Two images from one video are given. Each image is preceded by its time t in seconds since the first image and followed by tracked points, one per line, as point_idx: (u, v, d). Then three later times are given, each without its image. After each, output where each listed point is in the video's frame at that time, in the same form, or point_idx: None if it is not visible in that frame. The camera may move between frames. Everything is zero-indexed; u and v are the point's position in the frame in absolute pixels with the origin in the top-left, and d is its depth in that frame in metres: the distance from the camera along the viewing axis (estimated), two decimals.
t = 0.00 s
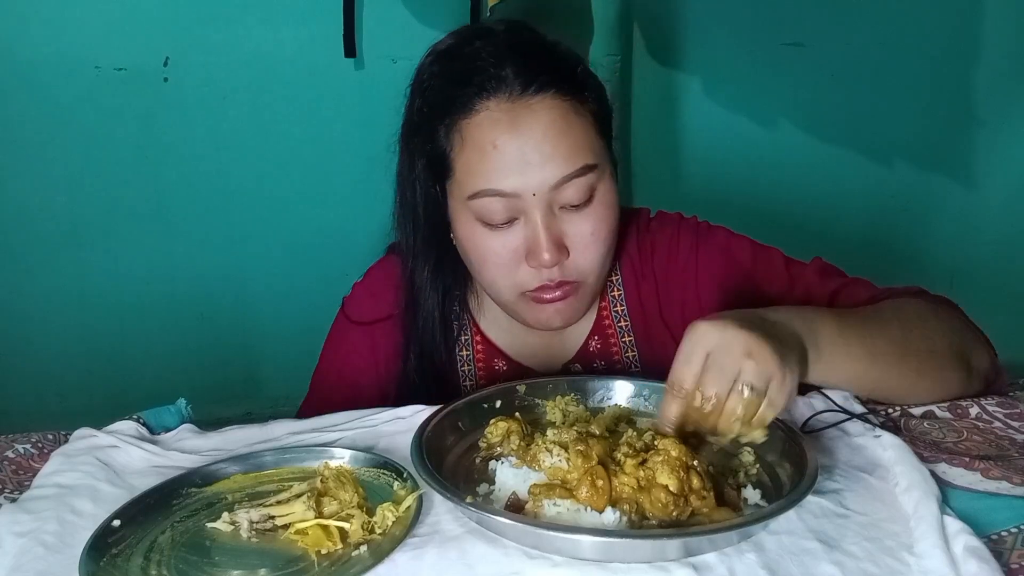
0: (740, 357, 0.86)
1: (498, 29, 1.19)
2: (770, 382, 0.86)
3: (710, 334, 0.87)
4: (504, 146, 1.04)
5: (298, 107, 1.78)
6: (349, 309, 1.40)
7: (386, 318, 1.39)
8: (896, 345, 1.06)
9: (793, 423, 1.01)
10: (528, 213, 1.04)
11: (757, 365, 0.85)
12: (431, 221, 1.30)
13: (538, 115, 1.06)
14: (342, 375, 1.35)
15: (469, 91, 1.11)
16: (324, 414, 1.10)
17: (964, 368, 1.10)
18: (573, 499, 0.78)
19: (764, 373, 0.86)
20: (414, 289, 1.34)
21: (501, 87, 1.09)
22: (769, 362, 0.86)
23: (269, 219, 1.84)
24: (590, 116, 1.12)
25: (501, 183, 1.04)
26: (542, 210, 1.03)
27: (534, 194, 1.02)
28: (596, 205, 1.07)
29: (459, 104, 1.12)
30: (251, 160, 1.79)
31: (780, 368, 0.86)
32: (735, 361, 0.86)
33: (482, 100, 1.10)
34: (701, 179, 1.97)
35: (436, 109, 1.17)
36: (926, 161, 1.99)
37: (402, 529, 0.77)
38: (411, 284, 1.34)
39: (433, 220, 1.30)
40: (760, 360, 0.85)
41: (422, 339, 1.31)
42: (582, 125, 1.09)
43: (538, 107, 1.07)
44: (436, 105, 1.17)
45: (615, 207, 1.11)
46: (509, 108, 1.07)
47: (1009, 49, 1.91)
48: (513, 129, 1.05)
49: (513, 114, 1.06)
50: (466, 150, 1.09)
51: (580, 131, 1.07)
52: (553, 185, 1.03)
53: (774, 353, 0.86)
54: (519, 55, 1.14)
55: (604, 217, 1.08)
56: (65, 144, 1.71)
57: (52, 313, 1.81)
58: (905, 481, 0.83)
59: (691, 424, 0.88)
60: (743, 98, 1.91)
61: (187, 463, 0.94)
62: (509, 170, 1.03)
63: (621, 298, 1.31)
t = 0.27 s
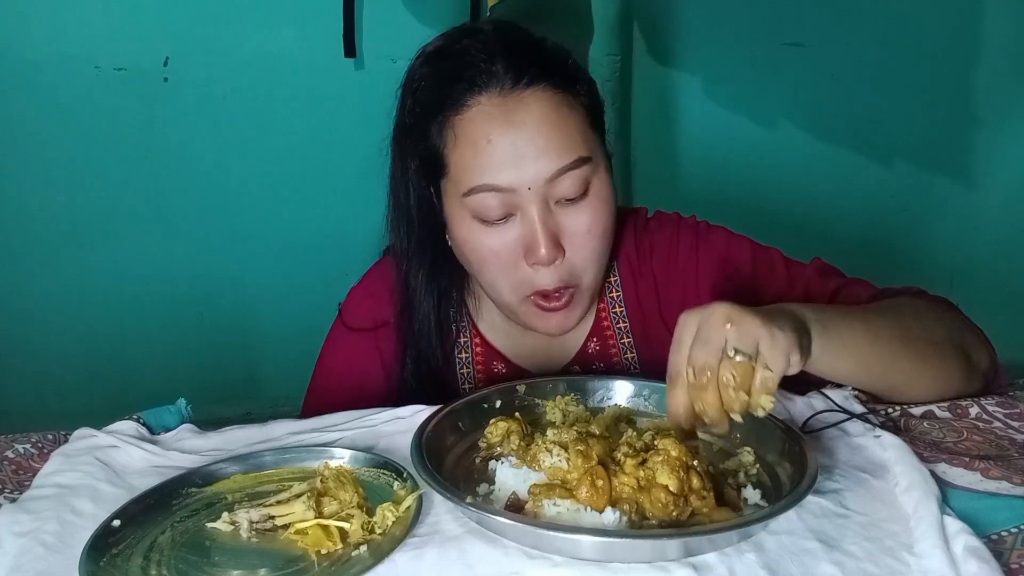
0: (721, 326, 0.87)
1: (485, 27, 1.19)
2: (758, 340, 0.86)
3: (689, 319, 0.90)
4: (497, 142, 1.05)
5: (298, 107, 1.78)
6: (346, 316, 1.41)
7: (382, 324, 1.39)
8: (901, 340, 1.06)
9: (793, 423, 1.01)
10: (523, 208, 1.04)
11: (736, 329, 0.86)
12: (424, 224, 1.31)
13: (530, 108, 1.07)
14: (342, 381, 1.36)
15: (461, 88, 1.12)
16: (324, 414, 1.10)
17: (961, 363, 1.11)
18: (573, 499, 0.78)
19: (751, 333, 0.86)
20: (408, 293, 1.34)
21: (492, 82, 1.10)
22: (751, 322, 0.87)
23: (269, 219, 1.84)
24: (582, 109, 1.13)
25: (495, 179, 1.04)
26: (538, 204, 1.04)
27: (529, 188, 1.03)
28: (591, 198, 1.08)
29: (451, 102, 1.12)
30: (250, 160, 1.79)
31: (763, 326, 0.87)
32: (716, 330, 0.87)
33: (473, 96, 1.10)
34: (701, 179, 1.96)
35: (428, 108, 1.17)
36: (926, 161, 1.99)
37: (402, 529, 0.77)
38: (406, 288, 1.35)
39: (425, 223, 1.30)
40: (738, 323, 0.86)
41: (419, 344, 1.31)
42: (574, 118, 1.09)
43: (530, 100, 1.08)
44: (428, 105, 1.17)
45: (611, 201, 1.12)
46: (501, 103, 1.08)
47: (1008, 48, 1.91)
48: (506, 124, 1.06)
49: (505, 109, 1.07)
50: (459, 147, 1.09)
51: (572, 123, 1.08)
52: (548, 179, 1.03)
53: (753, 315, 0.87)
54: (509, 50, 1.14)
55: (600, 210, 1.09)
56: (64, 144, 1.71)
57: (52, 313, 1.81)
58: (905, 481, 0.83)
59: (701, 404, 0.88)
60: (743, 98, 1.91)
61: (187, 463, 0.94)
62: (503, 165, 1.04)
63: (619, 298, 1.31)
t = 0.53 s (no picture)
0: (745, 291, 0.86)
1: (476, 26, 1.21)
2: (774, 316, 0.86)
3: (713, 277, 0.90)
4: (491, 131, 1.06)
5: (298, 107, 1.78)
6: (342, 319, 1.41)
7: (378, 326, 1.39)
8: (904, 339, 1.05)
9: (793, 423, 1.01)
10: (519, 196, 1.04)
11: (759, 295, 0.86)
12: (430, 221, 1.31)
13: (525, 97, 1.08)
14: (339, 384, 1.36)
15: (454, 81, 1.13)
16: (324, 414, 1.10)
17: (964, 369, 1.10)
18: (573, 499, 0.78)
19: (771, 306, 0.86)
20: (402, 294, 1.33)
21: (485, 74, 1.11)
22: (774, 297, 0.86)
23: (269, 220, 1.84)
24: (576, 99, 1.14)
25: (490, 167, 1.05)
26: (534, 192, 1.04)
27: (526, 175, 1.04)
28: (588, 186, 1.09)
29: (445, 96, 1.13)
30: (250, 160, 1.79)
31: (785, 306, 0.86)
32: (739, 291, 0.86)
33: (467, 89, 1.12)
34: (701, 179, 1.96)
35: (422, 102, 1.19)
36: (926, 161, 1.99)
37: (402, 529, 0.77)
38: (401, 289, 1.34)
39: (428, 219, 1.31)
40: (762, 292, 0.86)
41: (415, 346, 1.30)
42: (568, 106, 1.11)
43: (525, 89, 1.09)
44: (422, 100, 1.18)
45: (608, 191, 1.13)
46: (495, 92, 1.09)
47: (1008, 48, 1.91)
48: (500, 113, 1.07)
49: (498, 99, 1.08)
50: (455, 137, 1.10)
51: (566, 111, 1.09)
52: (544, 166, 1.04)
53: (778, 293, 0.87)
54: (501, 44, 1.16)
55: (597, 198, 1.09)
56: (64, 144, 1.71)
57: (52, 313, 1.81)
58: (905, 481, 0.83)
59: (698, 352, 0.83)
60: (742, 99, 1.91)
61: (187, 463, 0.94)
62: (498, 153, 1.05)
63: (617, 300, 1.31)
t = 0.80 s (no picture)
0: (757, 304, 0.83)
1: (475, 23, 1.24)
2: (769, 340, 0.83)
3: (740, 271, 0.83)
4: (490, 118, 1.08)
5: (298, 108, 1.78)
6: (340, 316, 1.41)
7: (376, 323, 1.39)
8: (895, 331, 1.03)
9: (793, 424, 1.01)
10: (518, 183, 1.06)
11: (767, 317, 0.83)
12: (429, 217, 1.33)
13: (524, 85, 1.10)
14: (337, 381, 1.36)
15: (453, 71, 1.15)
16: (324, 414, 1.10)
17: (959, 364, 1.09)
18: (573, 499, 0.78)
19: (772, 329, 0.83)
20: (398, 290, 1.34)
21: (484, 65, 1.14)
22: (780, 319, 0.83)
23: (269, 219, 1.84)
24: (573, 89, 1.16)
25: (490, 154, 1.07)
26: (533, 179, 1.06)
27: (525, 162, 1.05)
28: (586, 175, 1.10)
29: (445, 89, 1.15)
30: (250, 160, 1.79)
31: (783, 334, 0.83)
32: (751, 301, 0.83)
33: (467, 80, 1.14)
34: (701, 178, 1.96)
35: (421, 95, 1.20)
36: (926, 161, 1.99)
37: (402, 529, 0.77)
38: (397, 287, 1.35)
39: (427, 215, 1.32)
40: (773, 314, 0.83)
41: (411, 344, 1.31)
42: (566, 96, 1.13)
43: (523, 78, 1.12)
44: (420, 92, 1.20)
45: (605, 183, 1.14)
46: (494, 81, 1.11)
47: (1008, 48, 1.91)
48: (499, 101, 1.09)
49: (497, 88, 1.10)
50: (454, 126, 1.12)
51: (564, 101, 1.12)
52: (543, 153, 1.06)
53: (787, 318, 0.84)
54: (499, 38, 1.18)
55: (595, 188, 1.11)
56: (64, 143, 1.71)
57: (52, 313, 1.81)
58: (905, 481, 0.83)
59: (684, 340, 0.82)
60: (742, 98, 1.91)
61: (187, 462, 0.94)
62: (497, 140, 1.07)
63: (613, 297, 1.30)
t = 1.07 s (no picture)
0: (709, 278, 0.80)
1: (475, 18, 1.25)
2: (713, 317, 0.81)
3: (700, 239, 0.80)
4: (492, 108, 1.08)
5: (299, 108, 1.78)
6: (338, 312, 1.41)
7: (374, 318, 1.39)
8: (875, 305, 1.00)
9: (793, 424, 1.01)
10: (518, 172, 1.07)
11: (716, 293, 0.80)
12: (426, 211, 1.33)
13: (525, 76, 1.11)
14: (337, 377, 1.36)
15: (454, 63, 1.16)
16: (324, 414, 1.10)
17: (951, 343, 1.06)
18: (573, 499, 0.78)
19: (718, 307, 0.81)
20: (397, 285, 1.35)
21: (486, 58, 1.15)
22: (729, 297, 0.81)
23: (269, 219, 1.84)
24: (573, 83, 1.18)
25: (491, 142, 1.07)
26: (533, 167, 1.06)
27: (525, 150, 1.06)
28: (584, 167, 1.11)
29: (445, 82, 1.15)
30: (250, 160, 1.79)
31: (729, 314, 0.81)
32: (704, 274, 0.80)
33: (467, 71, 1.14)
34: (701, 178, 1.96)
35: (420, 89, 1.20)
36: (926, 162, 1.99)
37: (402, 529, 0.77)
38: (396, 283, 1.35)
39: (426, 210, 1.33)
40: (722, 290, 0.80)
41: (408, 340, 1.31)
42: (567, 89, 1.14)
43: (525, 70, 1.13)
44: (420, 85, 1.20)
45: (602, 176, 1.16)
46: (496, 72, 1.12)
47: (1008, 48, 1.91)
48: (500, 91, 1.10)
49: (497, 79, 1.11)
50: (455, 115, 1.12)
51: (565, 93, 1.13)
52: (543, 143, 1.06)
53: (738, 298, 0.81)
54: (500, 32, 1.19)
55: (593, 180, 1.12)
56: (64, 144, 1.71)
57: (52, 313, 1.81)
58: (905, 481, 0.83)
59: (626, 300, 0.80)
60: (743, 99, 1.91)
61: (187, 463, 0.94)
62: (499, 129, 1.07)
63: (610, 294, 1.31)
